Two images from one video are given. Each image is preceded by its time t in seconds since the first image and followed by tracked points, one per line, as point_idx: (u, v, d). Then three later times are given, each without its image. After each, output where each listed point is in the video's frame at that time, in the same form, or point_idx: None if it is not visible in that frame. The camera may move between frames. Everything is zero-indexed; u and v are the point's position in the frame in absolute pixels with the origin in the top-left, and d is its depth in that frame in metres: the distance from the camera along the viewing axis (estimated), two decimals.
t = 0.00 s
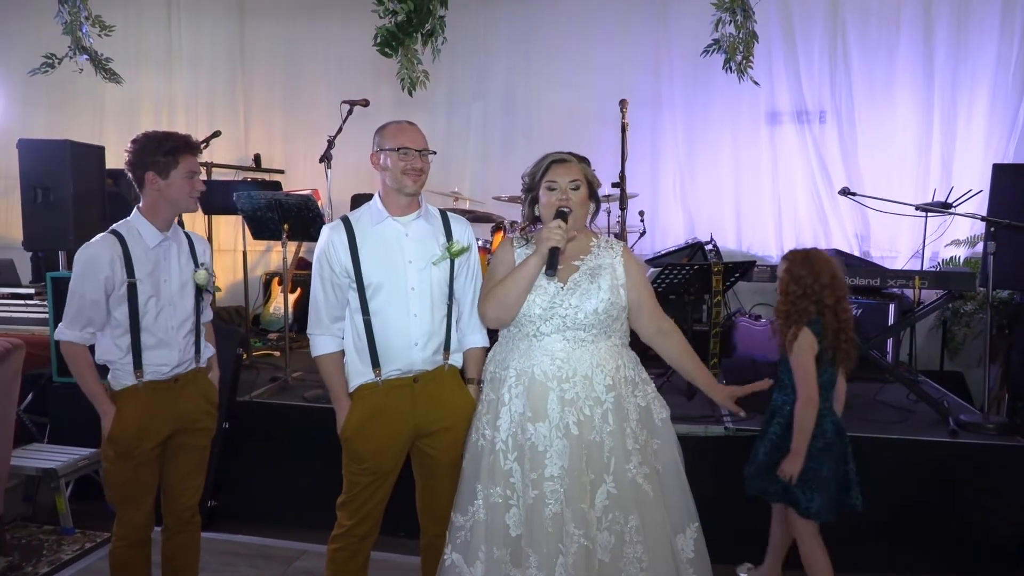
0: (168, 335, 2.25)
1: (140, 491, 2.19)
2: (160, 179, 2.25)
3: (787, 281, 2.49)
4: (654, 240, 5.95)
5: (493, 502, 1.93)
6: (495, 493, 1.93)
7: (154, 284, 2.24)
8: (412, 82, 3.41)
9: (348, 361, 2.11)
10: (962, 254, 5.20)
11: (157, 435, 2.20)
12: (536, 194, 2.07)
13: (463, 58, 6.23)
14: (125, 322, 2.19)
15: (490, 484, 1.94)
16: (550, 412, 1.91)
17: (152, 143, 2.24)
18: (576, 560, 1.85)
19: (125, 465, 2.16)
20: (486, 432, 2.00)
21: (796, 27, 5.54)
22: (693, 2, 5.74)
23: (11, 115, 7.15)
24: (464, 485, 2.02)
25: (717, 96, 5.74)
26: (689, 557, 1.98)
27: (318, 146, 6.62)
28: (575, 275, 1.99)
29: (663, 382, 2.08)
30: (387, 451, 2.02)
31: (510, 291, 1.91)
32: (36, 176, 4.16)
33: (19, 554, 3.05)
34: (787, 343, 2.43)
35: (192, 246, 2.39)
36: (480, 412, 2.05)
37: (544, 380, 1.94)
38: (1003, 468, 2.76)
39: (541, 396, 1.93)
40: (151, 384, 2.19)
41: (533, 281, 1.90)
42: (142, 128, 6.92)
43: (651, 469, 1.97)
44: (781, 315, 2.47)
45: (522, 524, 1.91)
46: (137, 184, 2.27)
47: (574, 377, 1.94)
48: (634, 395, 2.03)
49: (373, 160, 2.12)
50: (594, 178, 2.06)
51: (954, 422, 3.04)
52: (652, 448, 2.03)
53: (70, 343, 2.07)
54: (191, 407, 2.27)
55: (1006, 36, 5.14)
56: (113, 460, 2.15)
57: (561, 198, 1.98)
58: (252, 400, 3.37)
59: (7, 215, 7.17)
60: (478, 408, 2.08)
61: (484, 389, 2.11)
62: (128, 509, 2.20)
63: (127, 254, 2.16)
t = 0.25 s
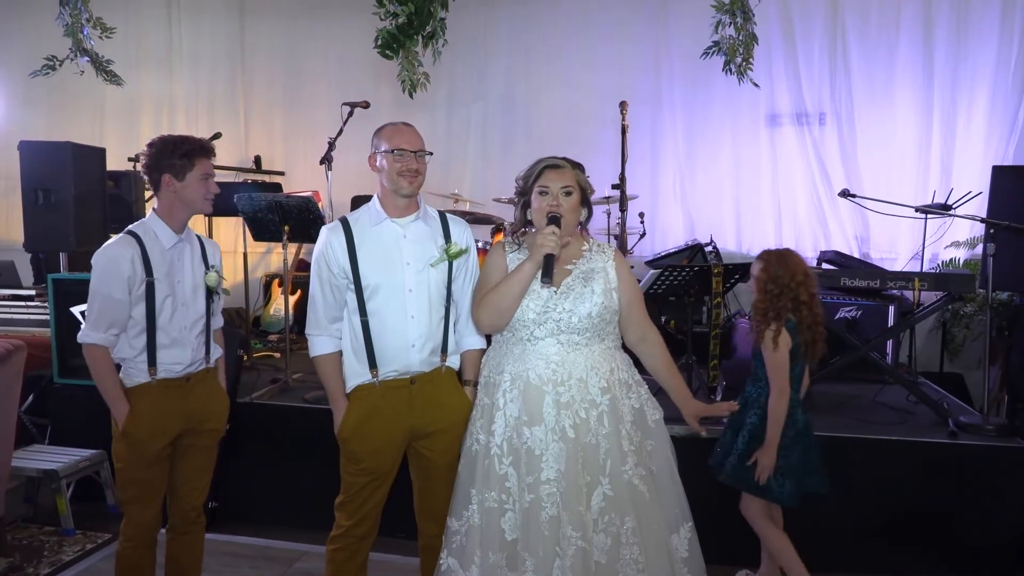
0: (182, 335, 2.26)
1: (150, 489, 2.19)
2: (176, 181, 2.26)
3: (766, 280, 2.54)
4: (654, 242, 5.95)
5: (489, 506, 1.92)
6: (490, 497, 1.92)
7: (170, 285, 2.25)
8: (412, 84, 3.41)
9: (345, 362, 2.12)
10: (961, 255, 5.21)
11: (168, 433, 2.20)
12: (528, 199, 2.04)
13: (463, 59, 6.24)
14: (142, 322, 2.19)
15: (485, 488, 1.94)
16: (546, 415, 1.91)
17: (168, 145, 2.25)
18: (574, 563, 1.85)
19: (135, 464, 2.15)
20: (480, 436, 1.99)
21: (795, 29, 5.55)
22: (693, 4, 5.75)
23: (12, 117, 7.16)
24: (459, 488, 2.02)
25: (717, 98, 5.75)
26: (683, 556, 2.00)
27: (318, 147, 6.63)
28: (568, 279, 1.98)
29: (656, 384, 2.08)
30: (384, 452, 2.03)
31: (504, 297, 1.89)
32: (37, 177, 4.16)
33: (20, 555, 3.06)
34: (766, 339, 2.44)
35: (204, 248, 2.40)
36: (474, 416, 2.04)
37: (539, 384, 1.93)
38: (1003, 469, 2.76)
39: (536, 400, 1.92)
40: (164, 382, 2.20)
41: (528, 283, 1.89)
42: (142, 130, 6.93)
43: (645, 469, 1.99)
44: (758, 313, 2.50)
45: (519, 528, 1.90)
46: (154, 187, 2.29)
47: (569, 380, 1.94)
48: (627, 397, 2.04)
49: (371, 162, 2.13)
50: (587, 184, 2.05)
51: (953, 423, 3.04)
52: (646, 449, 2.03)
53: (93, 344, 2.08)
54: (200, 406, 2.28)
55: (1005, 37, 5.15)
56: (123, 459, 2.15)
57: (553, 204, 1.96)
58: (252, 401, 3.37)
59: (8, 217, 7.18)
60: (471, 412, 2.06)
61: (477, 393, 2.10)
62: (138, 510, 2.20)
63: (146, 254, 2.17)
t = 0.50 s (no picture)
0: (188, 335, 2.27)
1: (155, 488, 2.19)
2: (194, 185, 2.26)
3: (737, 280, 2.68)
4: (654, 243, 5.95)
5: (487, 510, 1.91)
6: (488, 501, 1.92)
7: (179, 285, 2.26)
8: (413, 86, 3.42)
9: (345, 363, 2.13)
10: (960, 257, 5.21)
11: (171, 430, 2.20)
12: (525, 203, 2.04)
13: (463, 61, 6.25)
14: (148, 320, 2.20)
15: (484, 492, 1.93)
16: (544, 419, 1.91)
17: (187, 150, 2.25)
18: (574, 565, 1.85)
19: (139, 462, 2.15)
20: (479, 440, 1.98)
21: (795, 31, 5.56)
22: (693, 6, 5.76)
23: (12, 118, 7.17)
24: (457, 492, 2.01)
25: (717, 99, 5.76)
26: (681, 558, 2.01)
27: (318, 149, 6.63)
28: (566, 283, 1.98)
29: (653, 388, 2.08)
30: (381, 453, 2.04)
31: (503, 302, 1.89)
32: (37, 179, 4.16)
33: (20, 556, 3.06)
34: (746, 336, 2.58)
35: (216, 251, 2.41)
36: (472, 420, 2.03)
37: (537, 388, 1.93)
38: (1003, 470, 2.77)
39: (534, 404, 1.92)
40: (167, 379, 2.21)
41: (527, 289, 1.90)
42: (143, 131, 6.93)
43: (643, 473, 1.99)
44: (734, 312, 2.63)
45: (517, 533, 1.89)
46: (171, 191, 2.29)
47: (567, 384, 1.93)
48: (625, 401, 2.04)
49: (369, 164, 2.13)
50: (582, 185, 2.04)
51: (953, 424, 3.04)
52: (643, 452, 2.03)
53: (102, 339, 2.08)
54: (205, 404, 2.28)
55: (1005, 39, 5.16)
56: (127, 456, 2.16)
57: (550, 210, 1.95)
58: (253, 402, 3.37)
59: (8, 218, 7.18)
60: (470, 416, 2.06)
61: (475, 397, 2.10)
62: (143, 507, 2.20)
63: (156, 253, 2.18)
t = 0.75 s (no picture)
0: (186, 338, 2.26)
1: (158, 487, 2.19)
2: (198, 188, 2.26)
3: (710, 282, 2.66)
4: (652, 245, 5.96)
5: (481, 512, 1.94)
6: (481, 502, 1.94)
7: (179, 286, 2.26)
8: (412, 88, 3.41)
9: (344, 364, 2.13)
10: (959, 258, 5.21)
11: (171, 430, 2.21)
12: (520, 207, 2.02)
13: (463, 63, 6.26)
14: (146, 321, 2.21)
15: (477, 494, 1.94)
16: (537, 424, 1.91)
17: (193, 153, 2.26)
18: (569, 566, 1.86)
19: (140, 462, 2.16)
20: (475, 441, 2.00)
21: (794, 33, 5.57)
22: (692, 8, 5.77)
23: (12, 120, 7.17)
24: (453, 492, 2.02)
25: (716, 101, 5.77)
26: (678, 562, 2.01)
27: (317, 150, 6.63)
28: (562, 288, 1.96)
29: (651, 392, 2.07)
30: (379, 454, 2.04)
31: (497, 309, 1.88)
32: (36, 181, 4.16)
33: (19, 559, 3.05)
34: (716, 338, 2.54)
35: (218, 254, 2.41)
36: (469, 421, 2.04)
37: (531, 393, 1.93)
38: (1002, 472, 2.77)
39: (528, 409, 1.92)
40: (164, 379, 2.21)
41: (520, 297, 1.88)
42: (142, 133, 6.93)
43: (639, 477, 1.98)
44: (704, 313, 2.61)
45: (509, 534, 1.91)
46: (175, 193, 2.29)
47: (561, 390, 1.92)
48: (621, 406, 2.02)
49: (370, 167, 2.14)
50: (576, 188, 2.02)
51: (952, 425, 3.04)
52: (639, 456, 2.03)
53: (97, 339, 2.09)
54: (205, 404, 2.28)
55: (1003, 41, 5.16)
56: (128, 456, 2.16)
57: (544, 215, 1.94)
58: (252, 404, 3.37)
59: (7, 220, 7.18)
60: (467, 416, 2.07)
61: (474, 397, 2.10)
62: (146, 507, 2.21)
63: (156, 253, 2.19)
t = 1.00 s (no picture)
0: (187, 339, 2.26)
1: (160, 491, 2.19)
2: (191, 187, 2.25)
3: (702, 280, 2.65)
4: (653, 246, 5.97)
5: (476, 512, 1.94)
6: (476, 503, 1.93)
7: (176, 288, 2.26)
8: (412, 88, 3.41)
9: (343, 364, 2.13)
10: (960, 260, 5.20)
11: (174, 433, 2.21)
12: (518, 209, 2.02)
13: (463, 63, 6.26)
14: (146, 325, 2.20)
15: (473, 494, 1.94)
16: (531, 427, 1.89)
17: (188, 152, 2.25)
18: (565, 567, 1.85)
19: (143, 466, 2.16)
20: (471, 443, 1.99)
21: (794, 35, 5.57)
22: (693, 9, 5.77)
23: (12, 119, 7.17)
24: (450, 493, 2.02)
25: (716, 102, 5.77)
26: (674, 565, 2.01)
27: (317, 150, 6.63)
28: (559, 291, 1.95)
29: (649, 396, 2.06)
30: (379, 455, 2.04)
31: (492, 311, 1.88)
32: (37, 180, 4.16)
33: (18, 558, 3.05)
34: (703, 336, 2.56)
35: (213, 253, 2.40)
36: (466, 422, 2.04)
37: (526, 396, 1.92)
38: (1001, 475, 2.76)
39: (523, 411, 1.91)
40: (167, 383, 2.21)
41: (515, 301, 1.88)
42: (142, 133, 6.93)
43: (635, 480, 1.98)
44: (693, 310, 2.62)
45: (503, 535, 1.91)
46: (167, 191, 2.28)
47: (557, 392, 1.91)
48: (618, 408, 2.01)
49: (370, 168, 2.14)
50: (575, 190, 2.01)
51: (953, 427, 3.03)
52: (636, 459, 2.01)
53: (100, 345, 2.08)
54: (207, 405, 2.28)
55: (1004, 43, 5.16)
56: (132, 459, 2.16)
57: (542, 217, 1.93)
58: (251, 404, 3.36)
59: (8, 219, 7.18)
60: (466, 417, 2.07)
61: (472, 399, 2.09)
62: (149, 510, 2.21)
63: (151, 256, 2.18)
